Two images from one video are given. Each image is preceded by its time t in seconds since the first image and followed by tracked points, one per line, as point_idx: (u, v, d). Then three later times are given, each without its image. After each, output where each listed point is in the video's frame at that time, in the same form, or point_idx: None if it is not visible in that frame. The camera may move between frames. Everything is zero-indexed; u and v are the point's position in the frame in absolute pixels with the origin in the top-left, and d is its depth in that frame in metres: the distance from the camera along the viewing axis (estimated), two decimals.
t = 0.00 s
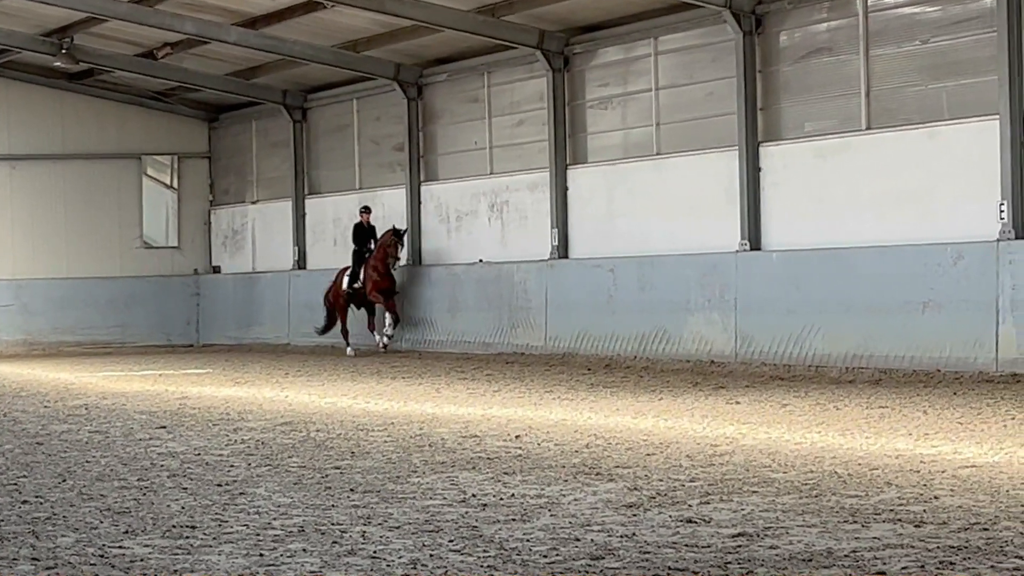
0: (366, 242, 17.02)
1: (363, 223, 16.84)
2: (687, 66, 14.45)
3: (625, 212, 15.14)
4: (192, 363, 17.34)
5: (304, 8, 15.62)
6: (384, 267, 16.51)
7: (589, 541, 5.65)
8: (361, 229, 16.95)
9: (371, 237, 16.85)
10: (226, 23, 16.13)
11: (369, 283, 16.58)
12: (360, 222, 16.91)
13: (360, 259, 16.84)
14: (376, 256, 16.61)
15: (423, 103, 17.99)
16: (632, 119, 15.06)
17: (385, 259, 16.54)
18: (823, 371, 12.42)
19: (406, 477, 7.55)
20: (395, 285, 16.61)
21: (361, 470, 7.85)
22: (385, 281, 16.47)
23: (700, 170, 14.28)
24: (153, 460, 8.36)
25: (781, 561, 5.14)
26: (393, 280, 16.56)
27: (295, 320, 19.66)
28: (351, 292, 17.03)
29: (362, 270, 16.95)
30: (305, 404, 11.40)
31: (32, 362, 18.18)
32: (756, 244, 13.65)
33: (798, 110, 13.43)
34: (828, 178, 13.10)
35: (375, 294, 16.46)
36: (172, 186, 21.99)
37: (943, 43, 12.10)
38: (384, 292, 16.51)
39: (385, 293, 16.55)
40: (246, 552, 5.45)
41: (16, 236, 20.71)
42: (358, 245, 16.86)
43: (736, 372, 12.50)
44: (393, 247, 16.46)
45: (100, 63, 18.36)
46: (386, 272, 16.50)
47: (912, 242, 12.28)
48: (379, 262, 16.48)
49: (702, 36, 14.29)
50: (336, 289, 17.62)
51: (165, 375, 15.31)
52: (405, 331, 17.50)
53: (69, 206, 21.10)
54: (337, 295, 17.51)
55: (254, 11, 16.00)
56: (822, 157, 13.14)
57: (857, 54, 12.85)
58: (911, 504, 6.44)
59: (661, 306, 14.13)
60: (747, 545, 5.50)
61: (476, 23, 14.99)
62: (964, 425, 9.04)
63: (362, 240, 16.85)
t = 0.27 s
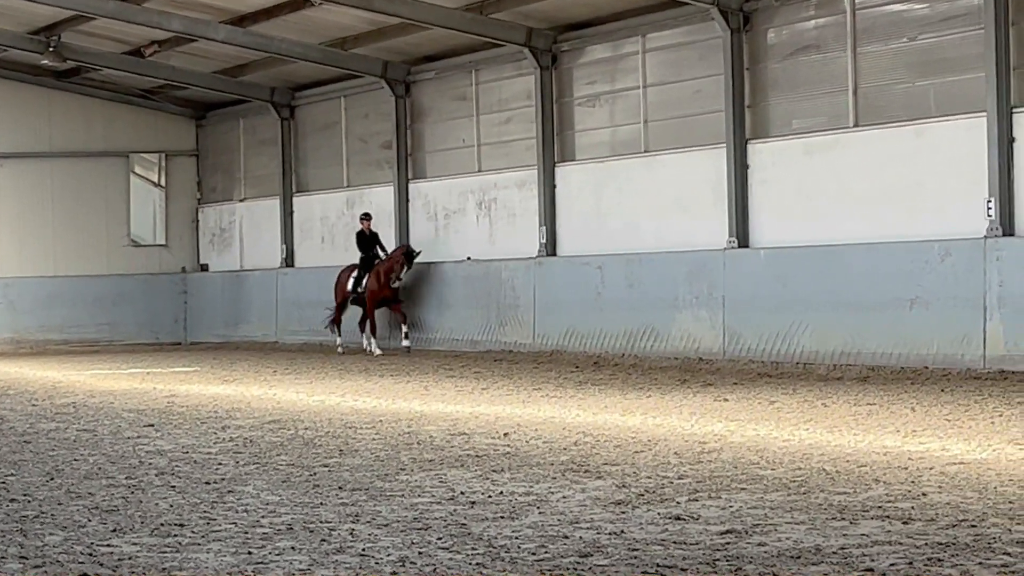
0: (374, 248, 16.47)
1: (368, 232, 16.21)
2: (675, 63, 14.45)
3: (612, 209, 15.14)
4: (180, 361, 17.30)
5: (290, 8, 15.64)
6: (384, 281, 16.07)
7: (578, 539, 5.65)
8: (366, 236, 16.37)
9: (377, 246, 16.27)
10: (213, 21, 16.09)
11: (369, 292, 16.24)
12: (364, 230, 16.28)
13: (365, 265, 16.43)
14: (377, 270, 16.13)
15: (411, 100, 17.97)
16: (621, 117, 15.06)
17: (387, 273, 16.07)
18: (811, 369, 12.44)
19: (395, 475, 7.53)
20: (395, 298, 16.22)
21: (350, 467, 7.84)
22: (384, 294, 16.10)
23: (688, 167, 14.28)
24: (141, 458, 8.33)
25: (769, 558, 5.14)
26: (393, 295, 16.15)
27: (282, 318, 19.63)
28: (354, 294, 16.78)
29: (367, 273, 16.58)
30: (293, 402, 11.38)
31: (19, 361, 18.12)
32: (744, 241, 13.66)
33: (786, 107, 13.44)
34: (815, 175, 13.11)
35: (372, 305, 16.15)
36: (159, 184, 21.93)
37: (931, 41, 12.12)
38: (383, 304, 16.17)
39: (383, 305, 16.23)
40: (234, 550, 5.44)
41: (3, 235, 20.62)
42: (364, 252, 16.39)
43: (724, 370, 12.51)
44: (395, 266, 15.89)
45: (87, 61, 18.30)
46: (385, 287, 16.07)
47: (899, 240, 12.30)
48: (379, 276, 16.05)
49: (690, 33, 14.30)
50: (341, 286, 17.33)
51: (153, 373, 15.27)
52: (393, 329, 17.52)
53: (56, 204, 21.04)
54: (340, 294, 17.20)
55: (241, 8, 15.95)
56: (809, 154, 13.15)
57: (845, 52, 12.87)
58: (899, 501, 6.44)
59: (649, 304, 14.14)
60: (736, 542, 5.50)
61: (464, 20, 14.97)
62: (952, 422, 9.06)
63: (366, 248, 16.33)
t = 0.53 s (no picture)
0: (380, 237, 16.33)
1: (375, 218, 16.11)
2: (663, 61, 14.46)
3: (600, 207, 15.15)
4: (169, 359, 17.26)
5: (278, 5, 15.61)
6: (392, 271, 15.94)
7: (566, 536, 5.64)
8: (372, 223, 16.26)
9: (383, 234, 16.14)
10: (201, 19, 16.05)
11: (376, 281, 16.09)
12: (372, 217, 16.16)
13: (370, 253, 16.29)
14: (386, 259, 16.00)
15: (399, 98, 17.96)
16: (609, 114, 15.06)
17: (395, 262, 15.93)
18: (799, 366, 12.45)
19: (383, 473, 7.53)
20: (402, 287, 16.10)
21: (338, 465, 7.83)
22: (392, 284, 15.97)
23: (677, 165, 14.29)
24: (130, 456, 8.31)
25: (757, 555, 5.15)
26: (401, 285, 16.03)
27: (271, 315, 19.61)
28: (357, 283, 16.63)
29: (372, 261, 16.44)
30: (281, 400, 11.36)
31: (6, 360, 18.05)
32: (732, 238, 13.67)
33: (773, 105, 13.46)
34: (803, 172, 13.13)
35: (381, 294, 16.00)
36: (148, 182, 21.89)
37: (919, 38, 12.15)
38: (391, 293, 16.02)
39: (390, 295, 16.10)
40: (222, 548, 5.42)
41: None
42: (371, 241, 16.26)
43: (712, 367, 12.52)
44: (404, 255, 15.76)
45: (75, 59, 18.25)
46: (393, 276, 15.94)
47: (887, 237, 12.32)
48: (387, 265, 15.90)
49: (678, 31, 14.30)
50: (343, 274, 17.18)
51: (141, 371, 15.23)
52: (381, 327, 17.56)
53: (44, 203, 20.98)
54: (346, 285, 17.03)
55: (229, 6, 15.92)
56: (797, 152, 13.17)
57: (832, 50, 12.89)
58: (886, 498, 6.45)
59: (637, 301, 14.15)
60: (724, 539, 5.50)
61: (453, 18, 14.96)
62: (939, 419, 9.08)
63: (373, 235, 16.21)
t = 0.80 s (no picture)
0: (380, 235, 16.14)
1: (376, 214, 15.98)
2: (650, 59, 14.47)
3: (587, 205, 15.15)
4: (155, 357, 17.21)
5: (265, 3, 15.57)
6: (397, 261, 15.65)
7: (554, 534, 5.64)
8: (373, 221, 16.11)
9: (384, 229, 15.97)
10: (187, 17, 16.01)
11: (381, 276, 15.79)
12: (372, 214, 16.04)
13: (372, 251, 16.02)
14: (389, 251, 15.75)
15: (386, 96, 17.93)
16: (596, 112, 15.07)
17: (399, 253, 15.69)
18: (786, 364, 12.47)
19: (370, 471, 7.51)
20: (408, 279, 15.76)
21: (325, 463, 7.81)
22: (398, 276, 15.63)
23: (664, 164, 14.29)
24: (116, 455, 8.28)
25: (744, 553, 5.15)
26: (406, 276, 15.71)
27: (258, 313, 19.57)
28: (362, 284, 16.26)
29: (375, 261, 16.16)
30: (269, 398, 11.33)
31: None
32: (719, 237, 13.69)
33: (760, 103, 13.48)
34: (789, 171, 13.15)
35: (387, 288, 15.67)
36: (134, 180, 21.83)
37: (905, 37, 12.17)
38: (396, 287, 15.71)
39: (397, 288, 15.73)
40: (209, 547, 5.40)
41: None
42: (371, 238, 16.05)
43: (699, 365, 12.52)
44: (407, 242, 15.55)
45: (61, 57, 18.18)
46: (399, 267, 15.63)
47: (874, 235, 12.33)
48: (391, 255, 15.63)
49: (664, 29, 14.31)
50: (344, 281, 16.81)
51: (127, 369, 15.18)
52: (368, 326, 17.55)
53: (29, 201, 20.89)
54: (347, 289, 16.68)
55: (215, 4, 15.88)
56: (784, 150, 13.19)
57: (819, 48, 12.91)
58: (873, 496, 6.46)
59: (624, 299, 14.15)
60: (711, 537, 5.50)
61: (439, 16, 14.95)
62: (926, 417, 9.09)
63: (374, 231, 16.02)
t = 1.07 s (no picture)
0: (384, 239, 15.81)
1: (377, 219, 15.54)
2: (636, 58, 14.47)
3: (573, 204, 15.15)
4: (141, 356, 17.16)
5: (251, 2, 15.53)
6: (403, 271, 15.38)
7: (540, 533, 5.63)
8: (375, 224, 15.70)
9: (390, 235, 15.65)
10: (173, 15, 15.96)
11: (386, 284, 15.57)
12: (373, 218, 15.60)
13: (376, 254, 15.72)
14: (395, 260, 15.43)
15: (372, 95, 17.90)
16: (582, 111, 15.06)
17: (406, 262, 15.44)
18: (771, 362, 12.49)
19: (357, 470, 7.49)
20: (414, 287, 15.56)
21: (311, 462, 7.79)
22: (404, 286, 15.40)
23: (650, 162, 14.30)
24: (102, 454, 8.25)
25: (731, 551, 5.15)
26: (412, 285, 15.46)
27: (245, 312, 19.52)
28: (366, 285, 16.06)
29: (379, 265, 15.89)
30: (255, 397, 11.30)
31: None
32: (705, 235, 13.70)
33: (746, 101, 13.49)
34: (775, 169, 13.17)
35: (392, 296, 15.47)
36: (120, 179, 21.79)
37: (891, 35, 12.19)
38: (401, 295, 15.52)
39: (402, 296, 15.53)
40: (195, 546, 5.38)
41: None
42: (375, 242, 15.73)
43: (685, 364, 12.54)
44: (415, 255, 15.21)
45: (46, 55, 18.11)
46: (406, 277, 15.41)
47: (860, 234, 12.36)
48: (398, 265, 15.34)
49: (651, 28, 14.31)
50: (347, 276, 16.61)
51: (114, 368, 15.13)
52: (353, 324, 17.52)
53: (15, 200, 20.81)
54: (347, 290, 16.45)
55: (201, 2, 15.83)
56: (770, 148, 13.20)
57: (804, 46, 12.93)
58: (859, 494, 6.46)
59: (610, 298, 14.16)
60: (697, 535, 5.50)
61: (426, 14, 14.93)
62: (912, 415, 9.11)
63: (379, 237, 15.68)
